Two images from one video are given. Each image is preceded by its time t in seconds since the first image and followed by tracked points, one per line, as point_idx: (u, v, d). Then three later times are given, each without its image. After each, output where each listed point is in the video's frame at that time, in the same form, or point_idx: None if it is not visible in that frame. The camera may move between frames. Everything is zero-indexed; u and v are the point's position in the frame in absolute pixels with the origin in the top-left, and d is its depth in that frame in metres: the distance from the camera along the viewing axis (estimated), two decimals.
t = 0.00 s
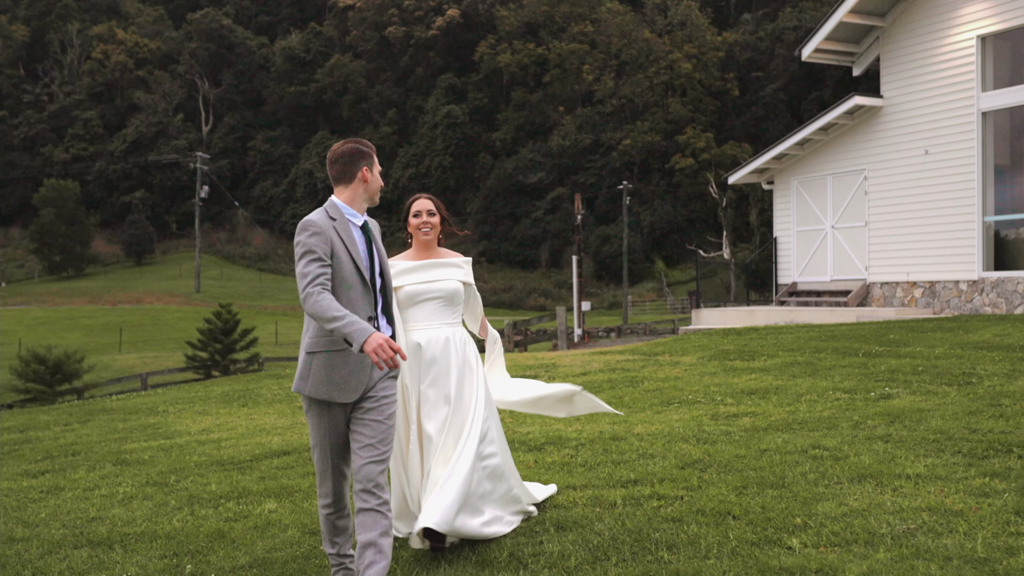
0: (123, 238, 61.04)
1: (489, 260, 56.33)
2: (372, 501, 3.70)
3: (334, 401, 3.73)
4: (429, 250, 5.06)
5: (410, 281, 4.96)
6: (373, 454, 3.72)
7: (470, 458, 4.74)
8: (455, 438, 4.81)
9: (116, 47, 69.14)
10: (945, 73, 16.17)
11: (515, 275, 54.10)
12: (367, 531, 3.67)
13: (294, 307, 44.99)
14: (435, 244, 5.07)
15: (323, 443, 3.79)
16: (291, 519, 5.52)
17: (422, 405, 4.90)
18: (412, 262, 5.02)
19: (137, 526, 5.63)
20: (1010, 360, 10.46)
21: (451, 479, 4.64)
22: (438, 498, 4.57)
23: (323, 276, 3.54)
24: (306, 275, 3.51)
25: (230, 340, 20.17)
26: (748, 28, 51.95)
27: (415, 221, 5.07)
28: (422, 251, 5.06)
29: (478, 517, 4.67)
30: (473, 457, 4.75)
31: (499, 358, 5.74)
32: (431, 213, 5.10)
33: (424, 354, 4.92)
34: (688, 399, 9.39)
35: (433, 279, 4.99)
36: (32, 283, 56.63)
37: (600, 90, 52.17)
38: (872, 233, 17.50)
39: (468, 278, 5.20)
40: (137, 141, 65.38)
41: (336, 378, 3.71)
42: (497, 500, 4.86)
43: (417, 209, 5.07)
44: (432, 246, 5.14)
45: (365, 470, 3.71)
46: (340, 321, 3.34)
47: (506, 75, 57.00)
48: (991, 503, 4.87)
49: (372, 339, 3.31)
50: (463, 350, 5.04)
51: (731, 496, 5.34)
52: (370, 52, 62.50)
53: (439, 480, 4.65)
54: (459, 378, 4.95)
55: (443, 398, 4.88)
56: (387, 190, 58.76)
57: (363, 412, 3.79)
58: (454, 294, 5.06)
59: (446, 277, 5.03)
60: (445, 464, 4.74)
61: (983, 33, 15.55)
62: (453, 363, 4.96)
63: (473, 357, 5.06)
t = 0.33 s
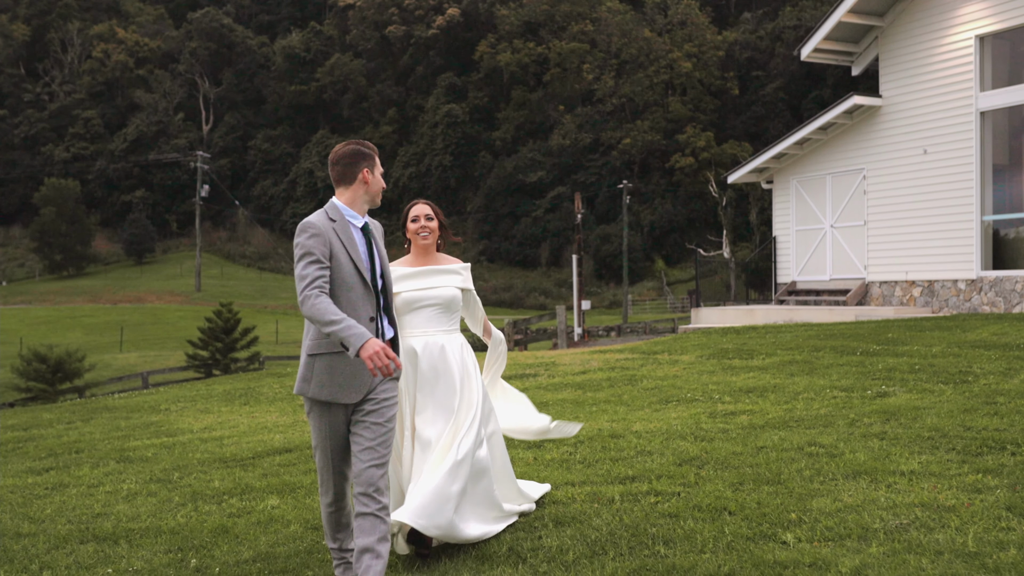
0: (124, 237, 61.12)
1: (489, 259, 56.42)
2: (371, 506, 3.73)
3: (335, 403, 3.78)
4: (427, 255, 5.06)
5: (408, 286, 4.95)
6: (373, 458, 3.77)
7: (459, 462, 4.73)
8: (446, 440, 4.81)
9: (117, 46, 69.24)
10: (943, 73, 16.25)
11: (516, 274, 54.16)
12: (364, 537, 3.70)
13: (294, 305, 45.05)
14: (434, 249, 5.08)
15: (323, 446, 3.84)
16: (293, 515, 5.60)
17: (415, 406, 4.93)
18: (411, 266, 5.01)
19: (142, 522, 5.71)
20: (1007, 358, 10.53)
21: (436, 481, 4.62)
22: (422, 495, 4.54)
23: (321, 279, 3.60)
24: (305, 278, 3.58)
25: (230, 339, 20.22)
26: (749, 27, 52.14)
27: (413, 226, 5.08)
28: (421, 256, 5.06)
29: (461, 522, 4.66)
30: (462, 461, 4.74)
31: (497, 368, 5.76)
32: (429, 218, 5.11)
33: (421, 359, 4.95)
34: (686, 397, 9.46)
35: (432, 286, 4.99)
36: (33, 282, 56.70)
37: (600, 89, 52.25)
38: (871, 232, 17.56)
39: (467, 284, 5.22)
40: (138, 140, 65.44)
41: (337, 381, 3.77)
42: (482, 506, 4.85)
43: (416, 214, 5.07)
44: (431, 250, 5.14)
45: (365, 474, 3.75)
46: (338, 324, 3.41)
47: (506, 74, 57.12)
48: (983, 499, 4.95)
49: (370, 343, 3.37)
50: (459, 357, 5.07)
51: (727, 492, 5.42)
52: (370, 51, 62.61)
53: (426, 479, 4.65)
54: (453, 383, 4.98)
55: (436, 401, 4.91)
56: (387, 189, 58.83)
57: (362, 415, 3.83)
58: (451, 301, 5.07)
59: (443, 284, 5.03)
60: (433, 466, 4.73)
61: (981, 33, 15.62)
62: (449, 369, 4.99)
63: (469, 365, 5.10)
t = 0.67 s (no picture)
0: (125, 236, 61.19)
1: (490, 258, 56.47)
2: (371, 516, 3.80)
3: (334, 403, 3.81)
4: (428, 259, 5.14)
5: (408, 289, 5.05)
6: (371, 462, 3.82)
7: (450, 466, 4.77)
8: (442, 445, 4.86)
9: (118, 45, 69.32)
10: (943, 73, 16.31)
11: (516, 273, 54.21)
12: (364, 542, 3.77)
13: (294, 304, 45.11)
14: (435, 252, 5.16)
15: (323, 447, 3.87)
16: (297, 510, 5.68)
17: (414, 409, 4.97)
18: (411, 269, 5.11)
19: (148, 517, 5.80)
20: (1004, 357, 10.59)
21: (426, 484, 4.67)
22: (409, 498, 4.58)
23: (318, 278, 3.67)
24: (305, 275, 3.66)
25: (232, 338, 20.32)
26: (749, 26, 52.23)
27: (413, 230, 5.15)
28: (423, 259, 5.15)
29: (455, 525, 4.69)
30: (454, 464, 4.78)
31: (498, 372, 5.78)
32: (429, 221, 5.19)
33: (418, 364, 5.01)
34: (685, 396, 9.53)
35: (431, 291, 5.08)
36: (34, 281, 56.76)
37: (601, 89, 52.25)
38: (870, 231, 17.63)
39: (467, 289, 5.29)
40: (139, 139, 65.48)
41: (336, 381, 3.81)
42: (476, 508, 4.87)
43: (415, 218, 5.14)
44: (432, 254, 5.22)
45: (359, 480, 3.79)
46: (327, 330, 3.47)
47: (506, 73, 57.22)
48: (976, 495, 5.02)
49: (352, 355, 3.42)
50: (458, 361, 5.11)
51: (725, 488, 5.50)
52: (371, 50, 62.69)
53: (419, 482, 4.70)
54: (448, 385, 5.03)
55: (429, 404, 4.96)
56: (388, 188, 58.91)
57: (361, 418, 3.86)
58: (450, 306, 5.13)
59: (442, 289, 5.12)
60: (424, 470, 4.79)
61: (980, 33, 15.70)
62: (445, 373, 5.05)
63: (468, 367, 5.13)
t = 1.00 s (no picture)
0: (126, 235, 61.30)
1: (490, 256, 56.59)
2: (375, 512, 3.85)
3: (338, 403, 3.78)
4: (431, 256, 5.24)
5: (408, 286, 5.14)
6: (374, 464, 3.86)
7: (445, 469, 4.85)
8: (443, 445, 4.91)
9: (119, 45, 69.47)
10: (943, 73, 16.36)
11: (517, 272, 54.36)
12: (370, 541, 3.82)
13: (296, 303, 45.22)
14: (437, 250, 5.25)
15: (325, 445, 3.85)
16: (301, 505, 5.78)
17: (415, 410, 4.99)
18: (413, 267, 5.20)
19: (154, 511, 5.90)
20: (1000, 355, 10.66)
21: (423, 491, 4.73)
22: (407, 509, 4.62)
23: (312, 278, 3.68)
24: (298, 275, 3.68)
25: (233, 336, 20.44)
26: (749, 24, 52.41)
27: (414, 228, 5.20)
28: (425, 258, 5.24)
29: (456, 522, 4.77)
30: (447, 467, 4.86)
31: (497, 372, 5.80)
32: (430, 219, 5.22)
33: (417, 365, 5.06)
34: (684, 393, 9.63)
35: (430, 289, 5.16)
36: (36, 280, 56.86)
37: (601, 88, 52.35)
38: (869, 230, 17.72)
39: (469, 290, 5.34)
40: (140, 138, 65.58)
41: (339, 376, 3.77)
42: (473, 507, 4.94)
43: (415, 216, 5.17)
44: (434, 252, 5.29)
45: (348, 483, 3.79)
46: (309, 336, 3.49)
47: (507, 72, 57.32)
48: (968, 489, 5.12)
49: (326, 366, 3.45)
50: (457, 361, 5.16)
51: (721, 482, 5.60)
52: (371, 49, 62.80)
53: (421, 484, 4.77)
54: (438, 385, 5.06)
55: (418, 406, 4.97)
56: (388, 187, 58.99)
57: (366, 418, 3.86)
58: (450, 305, 5.22)
59: (442, 288, 5.20)
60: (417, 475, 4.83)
61: (978, 33, 15.78)
62: (434, 372, 5.09)
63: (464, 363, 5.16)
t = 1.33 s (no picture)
0: (127, 234, 61.40)
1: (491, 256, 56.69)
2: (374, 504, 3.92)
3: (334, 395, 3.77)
4: (432, 250, 5.33)
5: (407, 279, 5.20)
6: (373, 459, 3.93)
7: (443, 468, 4.85)
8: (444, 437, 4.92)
9: (119, 44, 69.57)
10: (942, 73, 16.44)
11: (517, 271, 54.47)
12: (373, 535, 3.90)
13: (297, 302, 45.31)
14: (438, 244, 5.34)
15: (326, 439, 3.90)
16: (303, 500, 5.87)
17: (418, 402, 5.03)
18: (414, 261, 5.26)
19: (159, 507, 5.99)
20: (996, 353, 10.70)
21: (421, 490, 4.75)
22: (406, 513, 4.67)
23: (305, 278, 3.71)
24: (294, 271, 3.69)
25: (234, 335, 20.55)
26: (749, 24, 52.54)
27: (416, 221, 5.28)
28: (425, 252, 5.32)
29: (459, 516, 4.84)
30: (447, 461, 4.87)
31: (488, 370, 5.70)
32: (431, 212, 5.30)
33: (420, 357, 5.08)
34: (682, 391, 9.72)
35: (429, 283, 5.20)
36: (37, 279, 56.93)
37: (602, 87, 52.48)
38: (868, 229, 17.79)
39: (468, 286, 5.35)
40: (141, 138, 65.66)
41: (336, 373, 3.78)
42: (471, 498, 5.06)
43: (417, 209, 5.26)
44: (434, 245, 5.37)
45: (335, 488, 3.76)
46: (294, 341, 3.52)
47: (507, 71, 57.40)
48: (961, 484, 5.20)
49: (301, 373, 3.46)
50: (456, 355, 5.19)
51: (718, 478, 5.68)
52: (372, 49, 62.91)
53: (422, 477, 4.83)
54: (431, 380, 5.07)
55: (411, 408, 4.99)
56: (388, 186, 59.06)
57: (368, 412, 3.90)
58: (447, 299, 5.25)
59: (441, 282, 5.24)
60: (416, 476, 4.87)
61: (977, 33, 15.86)
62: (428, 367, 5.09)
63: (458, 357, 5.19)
